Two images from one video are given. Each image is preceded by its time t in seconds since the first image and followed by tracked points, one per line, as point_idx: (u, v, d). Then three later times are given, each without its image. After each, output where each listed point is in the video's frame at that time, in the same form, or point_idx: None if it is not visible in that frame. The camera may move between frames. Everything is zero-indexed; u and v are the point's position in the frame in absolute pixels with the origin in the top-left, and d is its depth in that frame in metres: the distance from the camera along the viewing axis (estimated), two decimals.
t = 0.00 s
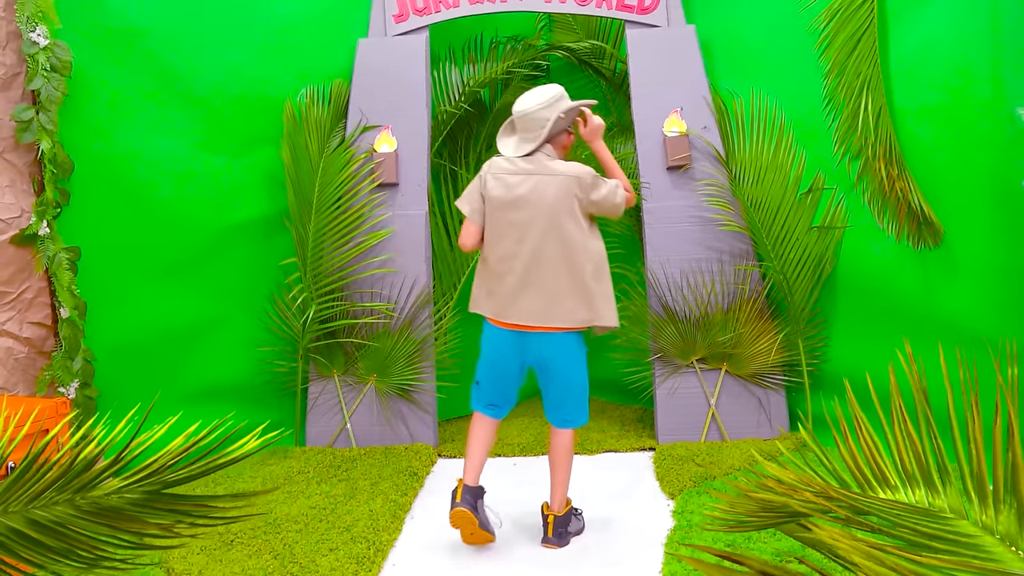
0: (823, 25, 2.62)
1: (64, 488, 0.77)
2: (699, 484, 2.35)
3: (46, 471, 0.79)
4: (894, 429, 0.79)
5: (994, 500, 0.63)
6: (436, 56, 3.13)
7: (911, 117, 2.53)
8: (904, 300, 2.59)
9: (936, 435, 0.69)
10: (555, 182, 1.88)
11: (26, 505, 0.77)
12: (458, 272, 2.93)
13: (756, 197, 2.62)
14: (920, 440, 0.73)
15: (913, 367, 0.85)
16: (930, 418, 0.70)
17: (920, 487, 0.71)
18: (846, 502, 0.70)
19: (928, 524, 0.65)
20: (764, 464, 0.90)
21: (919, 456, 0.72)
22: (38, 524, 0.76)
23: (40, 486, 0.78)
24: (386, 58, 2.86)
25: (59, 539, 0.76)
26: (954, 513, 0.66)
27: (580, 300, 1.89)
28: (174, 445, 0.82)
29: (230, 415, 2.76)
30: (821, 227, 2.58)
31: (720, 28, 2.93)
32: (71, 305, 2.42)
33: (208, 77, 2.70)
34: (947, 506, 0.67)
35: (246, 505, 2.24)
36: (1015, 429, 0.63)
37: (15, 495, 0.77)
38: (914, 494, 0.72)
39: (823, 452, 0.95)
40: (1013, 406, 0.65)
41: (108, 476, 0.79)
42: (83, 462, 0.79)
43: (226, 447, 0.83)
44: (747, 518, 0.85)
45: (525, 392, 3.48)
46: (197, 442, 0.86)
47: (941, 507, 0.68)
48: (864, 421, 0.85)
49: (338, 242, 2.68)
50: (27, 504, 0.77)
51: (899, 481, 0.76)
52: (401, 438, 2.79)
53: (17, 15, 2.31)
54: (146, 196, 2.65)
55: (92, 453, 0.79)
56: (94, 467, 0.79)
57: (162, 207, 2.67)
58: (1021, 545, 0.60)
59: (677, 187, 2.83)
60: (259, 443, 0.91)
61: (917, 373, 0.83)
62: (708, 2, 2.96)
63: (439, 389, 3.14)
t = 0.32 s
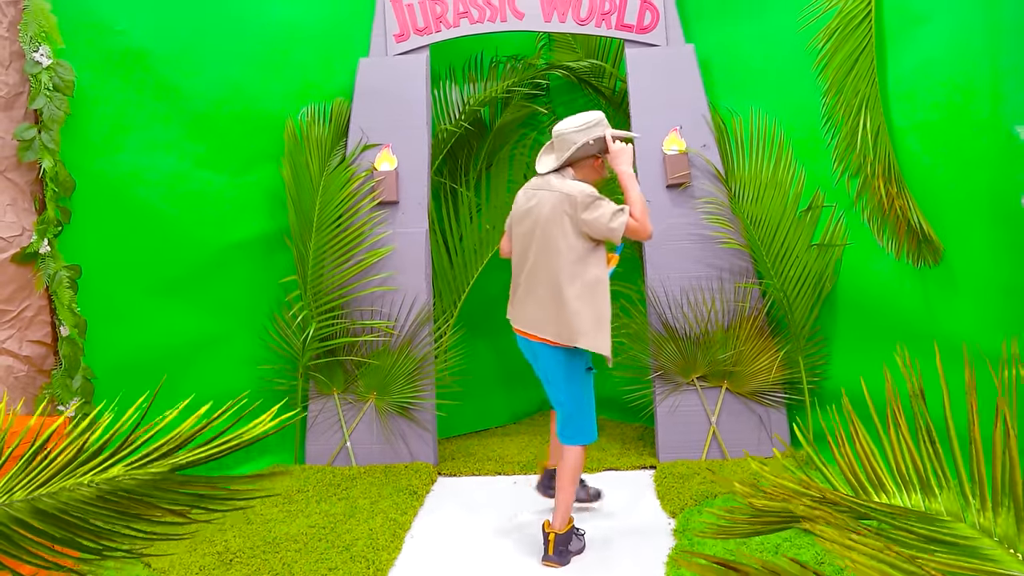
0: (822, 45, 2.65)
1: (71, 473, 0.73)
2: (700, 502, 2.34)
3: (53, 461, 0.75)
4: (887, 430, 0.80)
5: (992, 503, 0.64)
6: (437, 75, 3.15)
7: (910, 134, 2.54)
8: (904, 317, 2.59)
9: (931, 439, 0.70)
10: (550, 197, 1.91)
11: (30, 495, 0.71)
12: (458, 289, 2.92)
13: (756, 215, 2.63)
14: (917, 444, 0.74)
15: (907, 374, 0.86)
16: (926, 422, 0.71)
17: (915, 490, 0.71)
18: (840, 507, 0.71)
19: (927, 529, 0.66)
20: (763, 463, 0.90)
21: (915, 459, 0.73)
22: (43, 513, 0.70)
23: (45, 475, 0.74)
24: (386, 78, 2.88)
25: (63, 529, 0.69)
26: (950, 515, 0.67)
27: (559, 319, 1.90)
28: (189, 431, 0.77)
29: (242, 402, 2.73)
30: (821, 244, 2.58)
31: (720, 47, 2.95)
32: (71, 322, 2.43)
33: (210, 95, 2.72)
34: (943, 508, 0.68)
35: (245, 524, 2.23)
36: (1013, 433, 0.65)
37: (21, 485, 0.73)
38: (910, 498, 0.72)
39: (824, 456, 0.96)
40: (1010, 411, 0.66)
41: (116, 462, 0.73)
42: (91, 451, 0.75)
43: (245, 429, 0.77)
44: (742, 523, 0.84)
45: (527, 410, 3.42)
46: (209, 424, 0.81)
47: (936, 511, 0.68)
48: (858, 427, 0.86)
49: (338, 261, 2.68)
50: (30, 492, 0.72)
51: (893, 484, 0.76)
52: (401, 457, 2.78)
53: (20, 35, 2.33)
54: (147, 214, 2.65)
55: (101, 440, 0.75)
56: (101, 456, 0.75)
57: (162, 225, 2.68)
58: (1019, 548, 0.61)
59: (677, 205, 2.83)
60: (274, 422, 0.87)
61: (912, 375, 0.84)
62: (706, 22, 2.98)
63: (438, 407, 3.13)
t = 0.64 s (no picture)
0: (820, 60, 2.62)
1: (72, 469, 0.75)
2: (701, 517, 2.32)
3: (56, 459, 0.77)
4: (894, 423, 0.79)
5: (996, 499, 0.63)
6: (437, 90, 3.16)
7: (909, 149, 2.54)
8: (905, 331, 2.59)
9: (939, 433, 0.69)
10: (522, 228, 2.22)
11: (33, 492, 0.74)
12: (459, 304, 2.91)
13: (756, 229, 2.63)
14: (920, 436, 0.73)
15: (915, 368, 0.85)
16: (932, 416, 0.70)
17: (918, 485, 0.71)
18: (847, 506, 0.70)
19: (931, 524, 0.66)
20: (772, 458, 0.89)
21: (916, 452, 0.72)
22: (48, 510, 0.73)
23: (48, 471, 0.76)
24: (386, 94, 2.89)
25: (68, 527, 0.73)
26: (956, 511, 0.67)
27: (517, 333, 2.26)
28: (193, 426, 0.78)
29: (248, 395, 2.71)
30: (820, 258, 2.59)
31: (720, 63, 2.96)
32: (71, 338, 2.41)
33: (211, 113, 2.74)
34: (948, 503, 0.67)
35: (244, 540, 2.22)
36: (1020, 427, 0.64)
37: (24, 483, 0.75)
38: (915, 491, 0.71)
39: (832, 458, 0.94)
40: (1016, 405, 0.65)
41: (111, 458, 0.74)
42: (95, 447, 0.77)
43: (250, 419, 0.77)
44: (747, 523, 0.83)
45: (527, 424, 3.41)
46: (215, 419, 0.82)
47: (943, 505, 0.68)
48: (868, 420, 0.85)
49: (338, 275, 2.68)
50: (32, 490, 0.74)
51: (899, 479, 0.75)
52: (402, 471, 2.77)
53: (23, 51, 2.34)
54: (149, 232, 2.67)
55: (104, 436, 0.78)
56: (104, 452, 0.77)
57: (163, 240, 2.69)
58: None
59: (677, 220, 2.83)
60: (284, 409, 0.87)
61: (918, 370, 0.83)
62: (705, 39, 3.00)
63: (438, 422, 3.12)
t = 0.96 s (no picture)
0: (819, 72, 2.65)
1: (70, 474, 0.75)
2: (702, 529, 2.31)
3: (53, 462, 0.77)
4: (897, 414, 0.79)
5: (1002, 495, 0.66)
6: (437, 103, 3.17)
7: (909, 160, 2.54)
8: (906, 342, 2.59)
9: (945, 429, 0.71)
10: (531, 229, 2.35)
11: (29, 495, 0.74)
12: (460, 315, 2.92)
13: (756, 241, 2.65)
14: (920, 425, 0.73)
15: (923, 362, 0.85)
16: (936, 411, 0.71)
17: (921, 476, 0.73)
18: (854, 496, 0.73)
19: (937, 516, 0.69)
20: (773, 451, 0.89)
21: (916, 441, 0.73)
22: (45, 514, 0.73)
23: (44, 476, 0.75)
24: (386, 106, 2.90)
25: (64, 530, 0.73)
26: (961, 504, 0.68)
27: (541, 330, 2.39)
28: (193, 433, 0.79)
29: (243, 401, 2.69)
30: (820, 270, 2.59)
31: (720, 76, 2.97)
32: (71, 350, 2.41)
33: (212, 125, 2.75)
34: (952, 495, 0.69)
35: (243, 553, 2.20)
36: None
37: (20, 486, 0.75)
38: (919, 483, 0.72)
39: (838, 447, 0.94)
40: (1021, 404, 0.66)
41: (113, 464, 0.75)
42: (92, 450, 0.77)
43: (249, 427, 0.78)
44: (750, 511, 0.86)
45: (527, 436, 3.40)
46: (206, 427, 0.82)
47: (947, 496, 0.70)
48: (875, 411, 0.85)
49: (338, 288, 2.68)
50: (28, 492, 0.74)
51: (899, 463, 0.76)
52: (401, 484, 2.76)
53: (25, 64, 2.34)
54: (150, 243, 2.67)
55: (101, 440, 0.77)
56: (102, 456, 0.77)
57: (163, 253, 2.68)
58: None
59: (678, 232, 2.83)
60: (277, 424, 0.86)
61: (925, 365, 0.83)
62: (704, 52, 3.01)
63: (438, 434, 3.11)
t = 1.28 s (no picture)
0: (817, 82, 2.71)
1: (67, 473, 0.80)
2: (703, 539, 2.31)
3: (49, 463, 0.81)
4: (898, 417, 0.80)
5: (1000, 494, 0.66)
6: (437, 112, 3.16)
7: (907, 170, 2.56)
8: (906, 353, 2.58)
9: (944, 430, 0.72)
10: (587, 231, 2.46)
11: (26, 495, 0.78)
12: (460, 324, 2.91)
13: (756, 250, 2.65)
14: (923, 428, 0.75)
15: (925, 365, 0.86)
16: (936, 411, 0.73)
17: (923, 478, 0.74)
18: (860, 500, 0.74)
19: (938, 520, 0.69)
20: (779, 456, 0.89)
21: (918, 444, 0.74)
22: (40, 512, 0.78)
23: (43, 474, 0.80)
24: (386, 116, 2.92)
25: (61, 529, 0.78)
26: (962, 505, 0.69)
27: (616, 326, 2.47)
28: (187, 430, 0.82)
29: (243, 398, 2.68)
30: (820, 279, 2.60)
31: (721, 86, 2.98)
32: (72, 359, 2.41)
33: (216, 137, 2.78)
34: (951, 496, 0.70)
35: (243, 564, 2.20)
36: None
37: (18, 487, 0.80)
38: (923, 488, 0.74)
39: (841, 451, 0.95)
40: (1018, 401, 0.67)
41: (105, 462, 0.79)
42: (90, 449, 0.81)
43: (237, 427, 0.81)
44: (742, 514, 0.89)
45: (527, 445, 3.40)
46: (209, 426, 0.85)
47: (949, 500, 0.71)
48: (875, 414, 0.86)
49: (338, 297, 2.68)
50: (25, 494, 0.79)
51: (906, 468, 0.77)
52: (401, 493, 2.75)
53: (26, 74, 2.36)
54: (150, 254, 2.65)
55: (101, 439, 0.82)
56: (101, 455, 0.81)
57: (162, 262, 2.67)
58: None
59: (677, 241, 2.83)
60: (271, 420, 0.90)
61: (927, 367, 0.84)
62: (704, 63, 3.03)
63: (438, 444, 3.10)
